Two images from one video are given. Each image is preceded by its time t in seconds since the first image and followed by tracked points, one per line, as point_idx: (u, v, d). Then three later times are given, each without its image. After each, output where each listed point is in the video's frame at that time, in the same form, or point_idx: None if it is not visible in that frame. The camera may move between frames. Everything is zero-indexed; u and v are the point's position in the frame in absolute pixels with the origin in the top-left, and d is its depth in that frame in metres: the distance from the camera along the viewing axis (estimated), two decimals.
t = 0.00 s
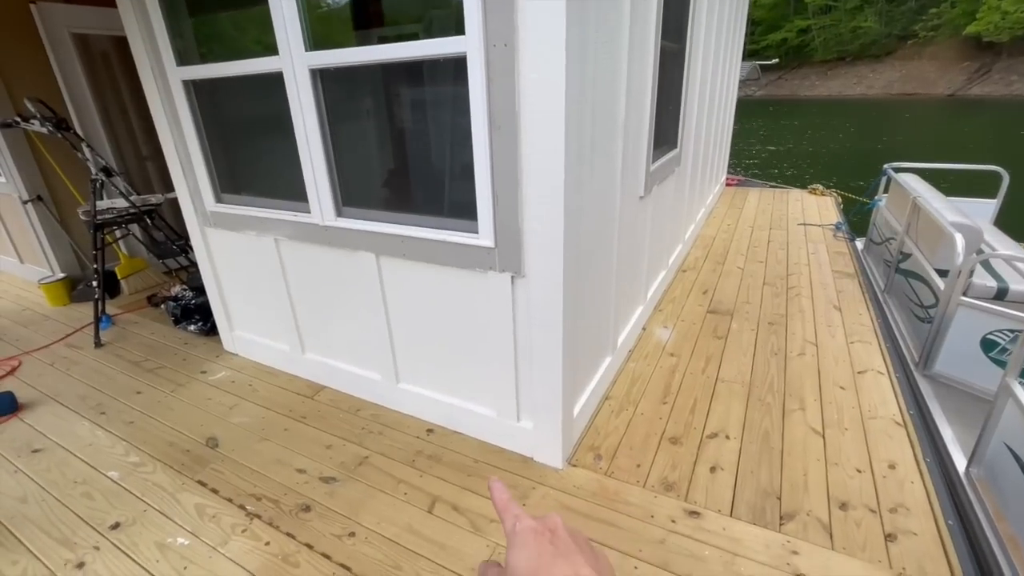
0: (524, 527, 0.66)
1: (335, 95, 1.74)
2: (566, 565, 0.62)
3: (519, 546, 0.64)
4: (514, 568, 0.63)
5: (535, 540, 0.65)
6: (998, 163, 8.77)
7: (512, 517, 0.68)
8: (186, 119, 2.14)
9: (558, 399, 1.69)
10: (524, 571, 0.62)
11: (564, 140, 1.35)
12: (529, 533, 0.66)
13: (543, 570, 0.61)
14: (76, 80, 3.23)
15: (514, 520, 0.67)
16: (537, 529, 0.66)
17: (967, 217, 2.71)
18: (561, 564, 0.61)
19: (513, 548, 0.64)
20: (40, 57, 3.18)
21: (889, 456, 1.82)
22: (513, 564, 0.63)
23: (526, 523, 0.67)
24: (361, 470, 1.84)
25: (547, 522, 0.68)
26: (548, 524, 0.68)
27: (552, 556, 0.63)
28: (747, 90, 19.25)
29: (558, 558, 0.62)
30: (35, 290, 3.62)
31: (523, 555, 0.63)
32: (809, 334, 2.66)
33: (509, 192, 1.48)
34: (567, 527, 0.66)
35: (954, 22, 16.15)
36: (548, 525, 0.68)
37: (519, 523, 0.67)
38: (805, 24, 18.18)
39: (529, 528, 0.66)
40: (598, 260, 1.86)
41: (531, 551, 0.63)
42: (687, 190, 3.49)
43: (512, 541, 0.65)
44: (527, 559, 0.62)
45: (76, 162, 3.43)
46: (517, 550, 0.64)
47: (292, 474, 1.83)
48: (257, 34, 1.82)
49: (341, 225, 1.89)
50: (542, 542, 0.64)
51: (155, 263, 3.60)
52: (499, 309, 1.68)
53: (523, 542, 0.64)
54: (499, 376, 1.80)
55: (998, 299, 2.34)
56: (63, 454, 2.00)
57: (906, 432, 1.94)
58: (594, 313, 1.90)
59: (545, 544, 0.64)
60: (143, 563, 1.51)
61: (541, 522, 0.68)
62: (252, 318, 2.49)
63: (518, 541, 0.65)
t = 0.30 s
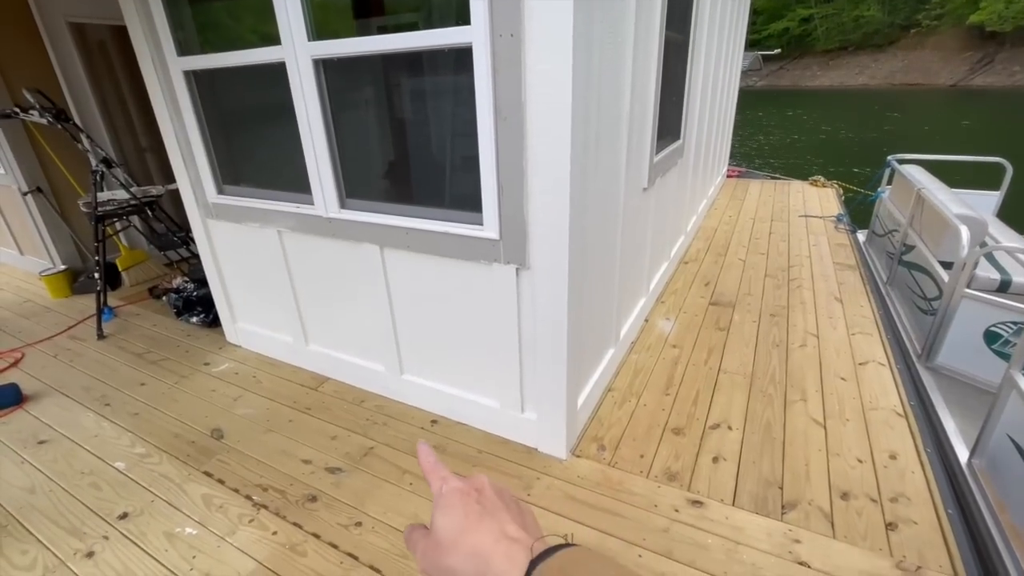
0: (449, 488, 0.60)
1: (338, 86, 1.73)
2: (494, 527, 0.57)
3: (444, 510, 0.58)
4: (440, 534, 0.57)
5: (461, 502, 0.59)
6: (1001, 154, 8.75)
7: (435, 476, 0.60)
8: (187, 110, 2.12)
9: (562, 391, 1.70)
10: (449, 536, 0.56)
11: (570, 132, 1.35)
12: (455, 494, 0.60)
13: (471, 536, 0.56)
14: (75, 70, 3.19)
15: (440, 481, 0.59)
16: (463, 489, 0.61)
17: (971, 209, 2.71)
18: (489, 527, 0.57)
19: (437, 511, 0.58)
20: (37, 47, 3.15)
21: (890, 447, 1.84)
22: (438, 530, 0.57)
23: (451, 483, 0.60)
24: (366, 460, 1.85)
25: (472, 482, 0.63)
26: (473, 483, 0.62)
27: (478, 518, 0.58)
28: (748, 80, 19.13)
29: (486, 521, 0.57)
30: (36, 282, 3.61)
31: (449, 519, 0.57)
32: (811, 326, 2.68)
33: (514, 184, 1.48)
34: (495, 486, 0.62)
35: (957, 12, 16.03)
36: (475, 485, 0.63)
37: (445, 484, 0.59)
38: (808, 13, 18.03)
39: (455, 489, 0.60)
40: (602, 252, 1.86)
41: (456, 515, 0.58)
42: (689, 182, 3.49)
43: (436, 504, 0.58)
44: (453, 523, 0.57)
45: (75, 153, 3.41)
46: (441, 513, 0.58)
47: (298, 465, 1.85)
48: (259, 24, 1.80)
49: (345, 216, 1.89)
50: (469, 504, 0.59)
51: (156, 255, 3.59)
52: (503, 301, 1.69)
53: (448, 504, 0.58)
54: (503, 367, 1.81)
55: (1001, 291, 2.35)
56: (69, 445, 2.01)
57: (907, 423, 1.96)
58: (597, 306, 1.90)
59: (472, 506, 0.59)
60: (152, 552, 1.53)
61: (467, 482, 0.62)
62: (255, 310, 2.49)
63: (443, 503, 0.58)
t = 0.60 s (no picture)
0: (392, 452, 0.61)
1: (337, 82, 1.72)
2: (440, 489, 0.60)
3: (389, 474, 0.60)
4: (385, 499, 0.59)
5: (406, 466, 0.61)
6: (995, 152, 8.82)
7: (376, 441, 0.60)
8: (183, 104, 2.11)
9: (560, 387, 1.71)
10: (395, 499, 0.59)
11: (570, 129, 1.35)
12: (398, 456, 0.61)
13: (417, 500, 0.58)
14: (68, 64, 3.16)
15: (383, 444, 0.60)
16: (407, 452, 0.63)
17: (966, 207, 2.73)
18: (436, 489, 0.60)
19: (380, 476, 0.60)
20: (29, 40, 3.11)
21: (883, 441, 1.86)
22: (383, 496, 0.59)
23: (394, 446, 0.62)
24: (365, 456, 1.86)
25: (416, 443, 0.64)
26: (416, 446, 0.64)
27: (424, 482, 0.60)
28: (744, 77, 19.15)
29: (433, 486, 0.60)
30: (29, 278, 3.58)
31: (393, 483, 0.59)
32: (806, 322, 2.70)
33: (513, 181, 1.48)
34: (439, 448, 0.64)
35: (952, 9, 16.09)
36: (419, 446, 0.65)
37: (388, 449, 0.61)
38: (804, 10, 18.05)
39: (398, 452, 0.61)
40: (601, 249, 1.87)
41: (402, 480, 0.60)
42: (686, 178, 3.50)
43: (378, 469, 0.60)
44: (399, 488, 0.59)
45: (69, 148, 3.38)
46: (385, 478, 0.59)
47: (297, 461, 1.85)
48: (255, 18, 1.79)
49: (343, 212, 1.88)
50: (414, 467, 0.61)
51: (151, 250, 3.57)
52: (502, 297, 1.69)
53: (393, 469, 0.60)
54: (501, 363, 1.82)
55: (994, 289, 2.37)
56: (66, 441, 2.00)
57: (900, 418, 1.99)
58: (596, 302, 1.91)
59: (418, 468, 0.61)
60: (151, 548, 1.53)
61: (410, 443, 0.64)
62: (252, 306, 2.49)
63: (386, 468, 0.60)
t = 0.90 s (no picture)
0: (448, 463, 0.63)
1: (328, 80, 1.72)
2: (495, 499, 0.61)
3: (445, 483, 0.61)
4: (442, 506, 0.60)
5: (461, 476, 0.63)
6: (981, 154, 8.96)
7: (431, 452, 0.62)
8: (172, 102, 2.09)
9: (553, 386, 1.71)
10: (451, 507, 0.60)
11: (562, 129, 1.36)
12: (453, 467, 0.63)
13: (473, 509, 0.60)
14: (54, 60, 3.11)
15: (438, 456, 0.62)
16: (462, 463, 0.65)
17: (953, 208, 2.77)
18: (491, 500, 0.61)
19: (436, 485, 0.61)
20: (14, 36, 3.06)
21: (871, 438, 1.89)
22: (440, 503, 0.60)
23: (449, 457, 0.64)
24: (357, 456, 1.85)
25: (469, 456, 0.66)
26: (470, 458, 0.66)
27: (479, 493, 0.61)
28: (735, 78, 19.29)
29: (488, 497, 0.61)
30: (14, 278, 3.53)
31: (449, 493, 0.61)
32: (795, 321, 2.73)
33: (506, 180, 1.48)
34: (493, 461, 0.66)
35: (939, 13, 16.32)
36: (473, 459, 0.66)
37: (443, 460, 0.63)
38: (794, 12, 18.22)
39: (453, 464, 0.63)
40: (593, 248, 1.88)
41: (457, 490, 0.61)
42: (677, 179, 3.52)
43: (435, 478, 0.61)
44: (454, 496, 0.61)
45: (54, 145, 3.33)
46: (442, 487, 0.61)
47: (288, 461, 1.84)
48: (246, 16, 1.77)
49: (334, 211, 1.87)
50: (469, 478, 0.63)
51: (139, 250, 3.53)
52: (495, 296, 1.69)
53: (448, 479, 0.61)
54: (494, 362, 1.82)
55: (981, 289, 2.40)
56: (52, 443, 1.97)
57: (888, 415, 2.01)
58: (588, 301, 1.92)
59: (472, 479, 0.63)
60: (139, 550, 1.52)
61: (465, 456, 0.66)
62: (243, 306, 2.47)
63: (442, 478, 0.61)
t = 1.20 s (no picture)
0: (525, 489, 0.66)
1: (316, 82, 1.71)
2: (573, 528, 0.64)
3: (524, 508, 0.64)
4: (523, 531, 0.62)
5: (539, 504, 0.66)
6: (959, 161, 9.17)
7: (510, 478, 0.65)
8: (157, 102, 2.06)
9: (543, 388, 1.72)
10: (532, 533, 0.62)
11: (551, 132, 1.37)
12: (530, 494, 0.66)
13: (554, 535, 0.62)
14: (34, 60, 3.06)
15: (518, 483, 0.66)
16: (538, 490, 0.68)
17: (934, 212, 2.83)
18: (569, 528, 0.64)
19: (516, 511, 0.64)
20: None
21: (855, 438, 1.92)
22: (521, 528, 0.63)
23: (526, 484, 0.67)
24: (345, 460, 1.83)
25: (545, 486, 0.69)
26: (546, 487, 0.69)
27: (558, 520, 0.65)
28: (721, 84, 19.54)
29: (567, 524, 0.64)
30: None
31: (529, 518, 0.64)
32: (781, 323, 2.76)
33: (495, 183, 1.49)
34: (569, 490, 0.69)
35: (919, 22, 16.69)
36: (547, 486, 0.70)
37: (521, 486, 0.66)
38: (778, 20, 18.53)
39: (531, 492, 0.67)
40: (582, 251, 1.88)
41: (537, 516, 0.64)
42: (665, 182, 3.55)
43: (516, 504, 0.64)
44: (534, 520, 0.63)
45: (35, 146, 3.26)
46: (522, 513, 0.64)
47: (275, 466, 1.82)
48: (234, 17, 1.76)
49: (322, 213, 1.86)
50: (547, 505, 0.66)
51: (122, 253, 3.47)
52: (484, 298, 1.69)
53: (528, 506, 0.64)
54: (484, 365, 1.82)
55: (962, 291, 2.45)
56: (32, 450, 1.93)
57: (872, 415, 2.04)
58: (577, 303, 1.92)
59: (549, 507, 0.66)
60: (122, 559, 1.49)
61: (540, 483, 0.69)
62: (229, 309, 2.44)
63: (521, 503, 0.64)
